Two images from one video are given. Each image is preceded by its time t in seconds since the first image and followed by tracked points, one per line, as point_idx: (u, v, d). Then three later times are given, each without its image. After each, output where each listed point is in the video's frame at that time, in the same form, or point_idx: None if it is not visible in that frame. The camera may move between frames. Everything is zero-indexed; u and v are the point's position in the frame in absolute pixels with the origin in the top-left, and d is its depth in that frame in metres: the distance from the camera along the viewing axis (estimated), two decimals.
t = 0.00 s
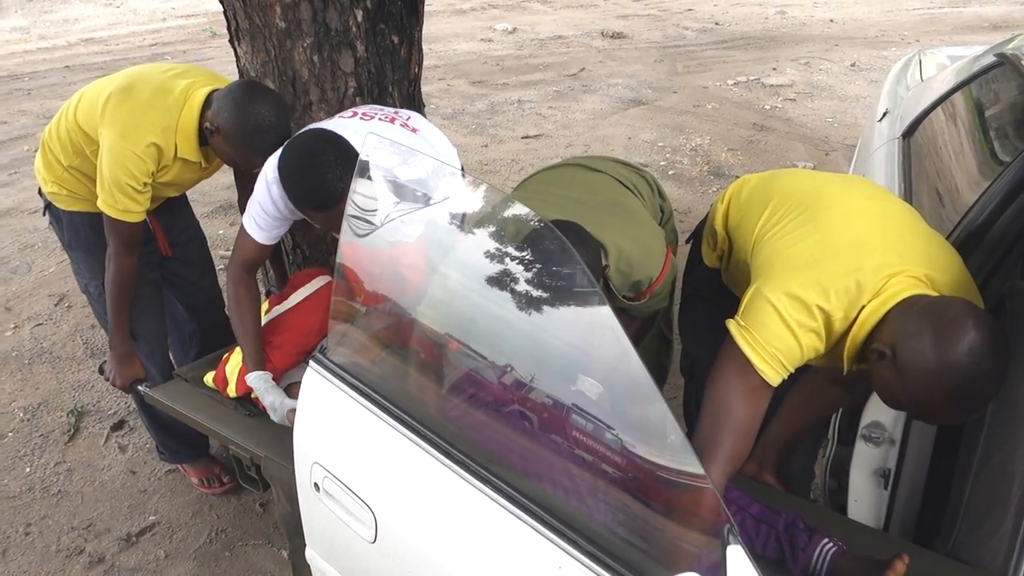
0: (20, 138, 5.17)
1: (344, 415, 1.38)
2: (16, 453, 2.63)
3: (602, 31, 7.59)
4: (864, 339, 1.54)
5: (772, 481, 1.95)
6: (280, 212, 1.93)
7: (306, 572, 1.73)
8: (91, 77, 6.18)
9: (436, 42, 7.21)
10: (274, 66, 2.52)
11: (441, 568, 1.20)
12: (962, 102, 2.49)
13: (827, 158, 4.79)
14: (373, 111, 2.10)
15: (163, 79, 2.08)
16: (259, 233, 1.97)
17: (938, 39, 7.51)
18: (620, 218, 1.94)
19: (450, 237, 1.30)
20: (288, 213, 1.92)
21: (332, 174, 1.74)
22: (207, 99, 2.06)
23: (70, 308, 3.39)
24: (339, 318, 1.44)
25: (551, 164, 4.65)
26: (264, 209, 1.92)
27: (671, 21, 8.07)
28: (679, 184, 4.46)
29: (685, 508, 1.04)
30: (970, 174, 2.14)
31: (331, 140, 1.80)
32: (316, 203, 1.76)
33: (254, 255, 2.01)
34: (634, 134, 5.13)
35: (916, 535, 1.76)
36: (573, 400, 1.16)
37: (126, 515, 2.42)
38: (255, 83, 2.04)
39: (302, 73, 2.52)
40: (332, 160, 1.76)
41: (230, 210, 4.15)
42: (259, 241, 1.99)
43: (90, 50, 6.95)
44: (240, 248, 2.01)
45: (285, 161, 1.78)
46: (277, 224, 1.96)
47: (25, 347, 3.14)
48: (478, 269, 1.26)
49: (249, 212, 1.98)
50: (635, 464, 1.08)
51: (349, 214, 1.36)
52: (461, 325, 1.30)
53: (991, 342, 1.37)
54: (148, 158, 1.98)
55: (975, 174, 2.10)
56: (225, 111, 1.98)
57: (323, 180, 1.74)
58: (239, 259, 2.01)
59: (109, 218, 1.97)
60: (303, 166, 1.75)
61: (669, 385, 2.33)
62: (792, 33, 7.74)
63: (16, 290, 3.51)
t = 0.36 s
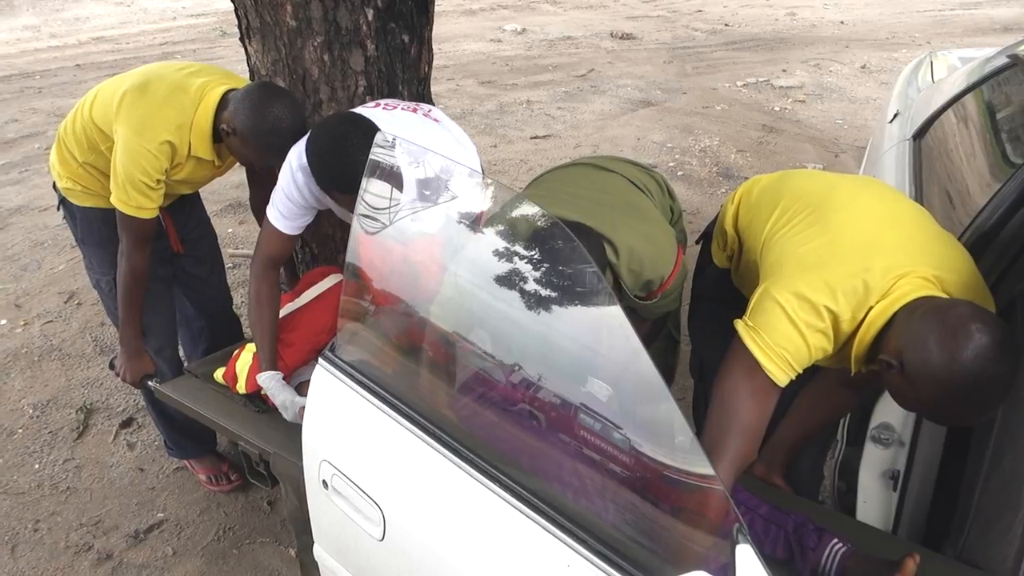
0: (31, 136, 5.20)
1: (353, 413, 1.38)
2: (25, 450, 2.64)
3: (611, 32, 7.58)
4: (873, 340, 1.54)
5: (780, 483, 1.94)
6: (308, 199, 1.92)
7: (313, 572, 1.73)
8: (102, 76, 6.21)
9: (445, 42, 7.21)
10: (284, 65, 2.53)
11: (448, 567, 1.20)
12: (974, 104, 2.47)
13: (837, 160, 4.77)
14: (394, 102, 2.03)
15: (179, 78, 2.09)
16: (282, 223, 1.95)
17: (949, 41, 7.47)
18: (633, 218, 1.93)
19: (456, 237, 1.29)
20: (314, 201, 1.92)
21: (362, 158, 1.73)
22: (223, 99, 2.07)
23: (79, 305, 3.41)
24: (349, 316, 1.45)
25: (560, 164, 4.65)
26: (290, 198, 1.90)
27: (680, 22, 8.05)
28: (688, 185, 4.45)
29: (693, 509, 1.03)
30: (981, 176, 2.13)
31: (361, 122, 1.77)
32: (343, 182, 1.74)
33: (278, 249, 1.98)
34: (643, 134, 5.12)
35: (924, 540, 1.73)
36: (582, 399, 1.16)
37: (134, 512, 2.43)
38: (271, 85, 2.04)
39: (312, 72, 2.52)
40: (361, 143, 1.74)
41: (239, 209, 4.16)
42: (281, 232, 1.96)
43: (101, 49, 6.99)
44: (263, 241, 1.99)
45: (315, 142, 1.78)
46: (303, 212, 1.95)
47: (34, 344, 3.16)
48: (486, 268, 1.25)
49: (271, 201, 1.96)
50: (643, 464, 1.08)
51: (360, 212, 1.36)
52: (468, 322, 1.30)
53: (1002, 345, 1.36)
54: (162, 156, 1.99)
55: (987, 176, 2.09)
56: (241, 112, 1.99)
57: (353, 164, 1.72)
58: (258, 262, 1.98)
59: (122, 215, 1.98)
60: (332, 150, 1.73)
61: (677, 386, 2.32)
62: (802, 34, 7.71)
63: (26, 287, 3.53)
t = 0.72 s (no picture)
0: (38, 141, 5.22)
1: (357, 417, 1.39)
2: (31, 454, 2.65)
3: (616, 37, 7.60)
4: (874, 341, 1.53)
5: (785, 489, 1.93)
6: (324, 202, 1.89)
7: None
8: (108, 81, 6.24)
9: (449, 47, 7.23)
10: (290, 71, 2.54)
11: (452, 572, 1.20)
12: (978, 109, 2.47)
13: (841, 164, 4.77)
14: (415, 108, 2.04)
15: (194, 87, 2.09)
16: (299, 225, 1.94)
17: (954, 46, 7.47)
18: (642, 226, 1.92)
19: (460, 242, 1.30)
20: (332, 204, 1.90)
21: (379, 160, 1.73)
22: (238, 108, 2.08)
23: (85, 310, 3.42)
24: (353, 322, 1.46)
25: (564, 169, 4.66)
26: (309, 200, 1.90)
27: (684, 27, 8.06)
28: (691, 190, 4.45)
29: (695, 514, 1.04)
30: (985, 181, 2.12)
31: (379, 126, 1.78)
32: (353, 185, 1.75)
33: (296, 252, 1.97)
34: (646, 139, 5.13)
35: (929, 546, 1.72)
36: (586, 404, 1.16)
37: (139, 516, 2.43)
38: (285, 98, 2.04)
39: (317, 78, 2.54)
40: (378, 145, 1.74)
41: (245, 213, 4.18)
42: (297, 233, 1.95)
43: (107, 54, 7.02)
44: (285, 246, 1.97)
45: (334, 145, 1.78)
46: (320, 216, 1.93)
47: (40, 348, 3.17)
48: (490, 273, 1.25)
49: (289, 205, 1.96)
50: (646, 469, 1.09)
51: (365, 217, 1.37)
52: (469, 324, 1.31)
53: (1000, 342, 1.36)
54: (176, 165, 2.00)
55: (991, 181, 2.08)
56: (257, 126, 1.99)
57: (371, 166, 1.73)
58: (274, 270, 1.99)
59: (134, 222, 1.99)
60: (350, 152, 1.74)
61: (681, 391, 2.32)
62: (806, 39, 7.71)
63: (32, 292, 3.55)
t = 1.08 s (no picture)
0: (39, 146, 5.23)
1: (359, 422, 1.38)
2: (31, 459, 2.64)
3: (616, 43, 7.61)
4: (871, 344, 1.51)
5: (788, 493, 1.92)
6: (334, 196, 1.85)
7: None
8: (109, 87, 6.25)
9: (450, 53, 7.24)
10: (290, 76, 2.54)
11: None
12: (979, 114, 2.47)
13: (842, 169, 4.76)
14: (437, 113, 2.01)
15: (197, 90, 2.09)
16: (313, 221, 1.91)
17: (954, 51, 7.48)
18: (645, 227, 1.91)
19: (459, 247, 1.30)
20: (343, 200, 1.86)
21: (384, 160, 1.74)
22: (241, 110, 2.07)
23: (85, 315, 3.42)
24: (356, 326, 1.46)
25: (564, 174, 4.66)
26: (321, 195, 1.86)
27: (685, 33, 8.08)
28: (692, 194, 4.44)
29: (696, 519, 1.03)
30: (986, 185, 2.12)
31: (389, 127, 1.78)
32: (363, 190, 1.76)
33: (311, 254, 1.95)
34: (647, 144, 5.13)
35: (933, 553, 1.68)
36: (587, 409, 1.16)
37: (138, 522, 2.42)
38: (287, 100, 2.03)
39: (318, 82, 2.53)
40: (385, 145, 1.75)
41: (245, 219, 4.18)
42: (312, 231, 1.92)
43: (108, 60, 7.04)
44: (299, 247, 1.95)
45: (344, 144, 1.80)
46: (332, 211, 1.89)
47: (40, 353, 3.16)
48: (491, 278, 1.25)
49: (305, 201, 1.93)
50: (648, 473, 1.08)
51: (365, 220, 1.36)
52: (467, 329, 1.31)
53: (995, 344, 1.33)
54: (178, 168, 1.99)
55: (992, 185, 2.08)
56: (259, 127, 1.98)
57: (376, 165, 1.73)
58: (290, 274, 1.96)
59: (136, 225, 1.99)
60: (356, 151, 1.75)
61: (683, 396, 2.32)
62: (806, 44, 7.72)
63: (32, 297, 3.55)
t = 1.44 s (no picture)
0: (42, 153, 5.24)
1: (362, 429, 1.38)
2: (32, 467, 2.64)
3: (617, 50, 7.63)
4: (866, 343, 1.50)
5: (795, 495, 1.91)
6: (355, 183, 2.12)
7: None
8: (111, 94, 6.27)
9: (451, 60, 7.26)
10: (293, 84, 2.55)
11: None
12: (980, 121, 2.48)
13: (843, 176, 4.77)
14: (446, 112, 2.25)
15: (200, 97, 2.10)
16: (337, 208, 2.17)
17: (954, 58, 7.51)
18: (659, 230, 1.94)
19: (459, 253, 1.29)
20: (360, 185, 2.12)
21: (395, 137, 1.87)
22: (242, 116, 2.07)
23: (87, 322, 3.42)
24: (359, 333, 1.45)
25: (565, 182, 4.66)
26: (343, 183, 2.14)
27: (685, 40, 8.10)
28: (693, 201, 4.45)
29: (697, 525, 1.04)
30: (988, 192, 2.12)
31: (400, 106, 1.93)
32: (374, 162, 1.90)
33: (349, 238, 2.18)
34: (648, 151, 5.14)
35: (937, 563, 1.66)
36: (588, 415, 1.16)
37: (140, 530, 2.42)
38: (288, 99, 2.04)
39: (320, 90, 2.54)
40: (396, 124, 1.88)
41: (248, 226, 4.19)
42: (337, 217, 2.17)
43: (110, 67, 7.06)
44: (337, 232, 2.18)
45: (354, 118, 1.94)
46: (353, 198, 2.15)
47: (42, 360, 3.16)
48: (493, 284, 1.25)
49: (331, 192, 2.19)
50: (650, 480, 1.09)
51: (369, 228, 1.36)
52: (467, 333, 1.31)
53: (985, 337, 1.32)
54: (180, 175, 2.00)
55: (994, 192, 2.08)
56: (258, 122, 1.99)
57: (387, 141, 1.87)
58: (330, 276, 2.10)
59: (138, 232, 1.99)
60: (368, 125, 1.89)
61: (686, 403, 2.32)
62: (806, 52, 7.75)
63: (34, 304, 3.55)
